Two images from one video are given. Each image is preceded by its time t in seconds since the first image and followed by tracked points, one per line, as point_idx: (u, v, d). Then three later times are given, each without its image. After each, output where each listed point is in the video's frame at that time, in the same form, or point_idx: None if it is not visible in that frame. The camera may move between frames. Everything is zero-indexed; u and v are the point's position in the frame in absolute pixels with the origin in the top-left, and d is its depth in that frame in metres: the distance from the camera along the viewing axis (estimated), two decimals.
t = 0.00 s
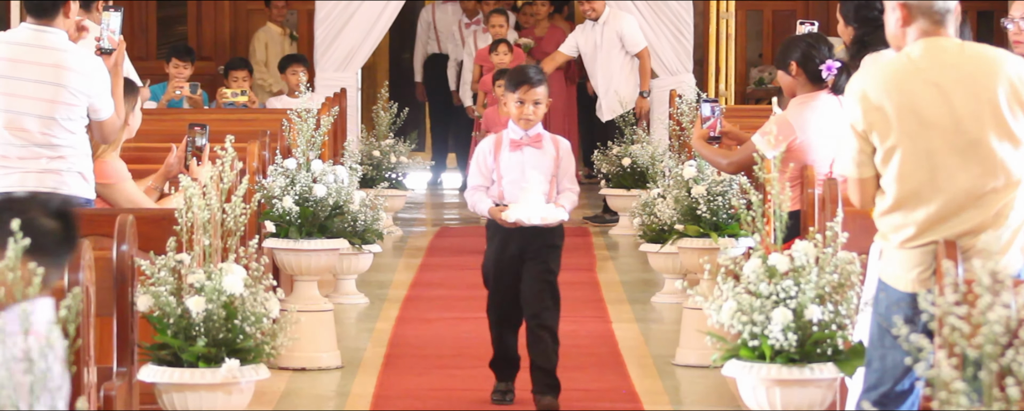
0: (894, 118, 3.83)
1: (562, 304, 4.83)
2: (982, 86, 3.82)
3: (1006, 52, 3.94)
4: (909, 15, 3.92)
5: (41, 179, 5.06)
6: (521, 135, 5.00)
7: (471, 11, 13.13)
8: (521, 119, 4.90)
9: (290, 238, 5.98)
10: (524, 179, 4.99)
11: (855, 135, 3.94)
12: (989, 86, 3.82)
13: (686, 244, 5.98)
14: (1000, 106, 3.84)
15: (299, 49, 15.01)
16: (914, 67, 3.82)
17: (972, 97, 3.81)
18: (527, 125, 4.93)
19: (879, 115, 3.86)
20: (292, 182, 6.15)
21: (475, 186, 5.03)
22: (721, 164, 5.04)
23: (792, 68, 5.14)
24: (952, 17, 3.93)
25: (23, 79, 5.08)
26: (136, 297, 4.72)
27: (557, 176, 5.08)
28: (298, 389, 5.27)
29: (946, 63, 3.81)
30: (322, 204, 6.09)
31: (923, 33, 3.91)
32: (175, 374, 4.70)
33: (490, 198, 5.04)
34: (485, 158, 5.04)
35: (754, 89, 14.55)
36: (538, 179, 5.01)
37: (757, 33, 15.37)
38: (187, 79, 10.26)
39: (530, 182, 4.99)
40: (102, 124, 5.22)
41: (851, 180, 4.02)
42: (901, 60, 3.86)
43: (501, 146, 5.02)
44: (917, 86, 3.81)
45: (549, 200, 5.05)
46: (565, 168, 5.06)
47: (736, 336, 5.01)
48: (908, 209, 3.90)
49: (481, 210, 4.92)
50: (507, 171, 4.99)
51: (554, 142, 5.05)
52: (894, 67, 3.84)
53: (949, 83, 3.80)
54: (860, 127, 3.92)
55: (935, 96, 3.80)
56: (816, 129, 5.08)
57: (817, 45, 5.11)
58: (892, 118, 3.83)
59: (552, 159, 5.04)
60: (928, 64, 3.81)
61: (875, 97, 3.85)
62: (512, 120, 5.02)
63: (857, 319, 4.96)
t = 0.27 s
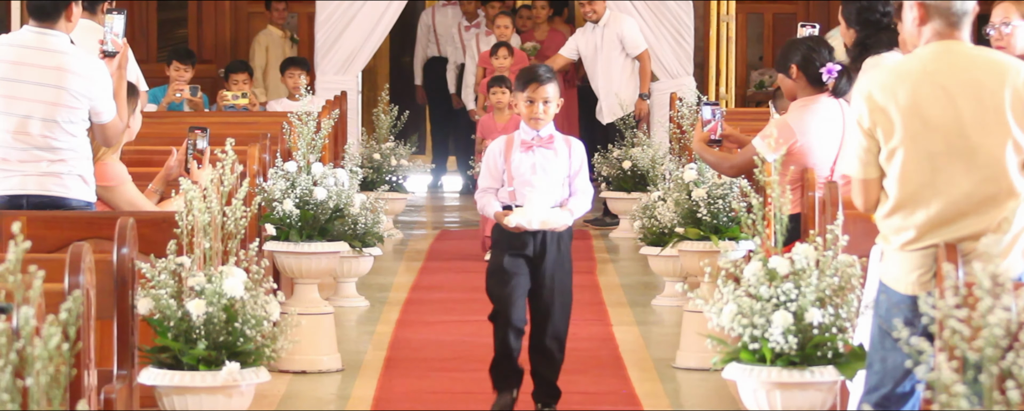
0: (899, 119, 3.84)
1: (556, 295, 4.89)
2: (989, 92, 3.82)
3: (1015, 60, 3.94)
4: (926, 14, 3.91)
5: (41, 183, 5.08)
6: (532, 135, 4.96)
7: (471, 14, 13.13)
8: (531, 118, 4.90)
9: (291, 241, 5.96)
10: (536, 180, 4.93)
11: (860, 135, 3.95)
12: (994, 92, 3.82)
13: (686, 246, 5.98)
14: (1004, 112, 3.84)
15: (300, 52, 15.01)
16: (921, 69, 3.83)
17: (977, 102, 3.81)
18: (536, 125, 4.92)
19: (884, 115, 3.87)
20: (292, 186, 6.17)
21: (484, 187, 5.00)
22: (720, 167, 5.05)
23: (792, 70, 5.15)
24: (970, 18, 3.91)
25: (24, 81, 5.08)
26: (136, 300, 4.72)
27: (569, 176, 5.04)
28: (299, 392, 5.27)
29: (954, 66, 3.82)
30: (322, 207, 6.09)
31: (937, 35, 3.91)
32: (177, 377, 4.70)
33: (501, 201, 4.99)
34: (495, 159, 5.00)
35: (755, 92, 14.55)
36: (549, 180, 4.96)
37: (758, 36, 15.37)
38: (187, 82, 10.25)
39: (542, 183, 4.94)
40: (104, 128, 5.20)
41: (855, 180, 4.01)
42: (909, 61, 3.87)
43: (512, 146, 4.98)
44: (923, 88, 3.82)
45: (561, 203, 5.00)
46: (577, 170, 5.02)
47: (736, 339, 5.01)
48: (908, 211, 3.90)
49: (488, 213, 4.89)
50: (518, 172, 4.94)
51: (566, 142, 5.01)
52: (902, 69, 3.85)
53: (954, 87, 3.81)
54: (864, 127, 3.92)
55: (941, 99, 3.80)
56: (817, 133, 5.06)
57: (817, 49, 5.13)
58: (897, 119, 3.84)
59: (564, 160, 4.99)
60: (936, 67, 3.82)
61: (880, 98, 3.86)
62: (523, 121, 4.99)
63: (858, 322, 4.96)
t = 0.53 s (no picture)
0: (903, 120, 3.84)
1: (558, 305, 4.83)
2: (994, 96, 3.83)
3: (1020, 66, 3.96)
4: (935, 16, 3.92)
5: (41, 185, 5.08)
6: (524, 146, 4.92)
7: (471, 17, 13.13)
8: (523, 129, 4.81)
9: (291, 243, 5.96)
10: (529, 191, 4.89)
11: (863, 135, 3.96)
12: (999, 96, 3.84)
13: (685, 249, 5.98)
14: (1008, 117, 3.85)
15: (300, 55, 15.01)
16: (927, 71, 3.84)
17: (981, 106, 3.82)
18: (527, 136, 4.84)
19: (888, 116, 3.87)
20: (293, 188, 6.18)
21: (476, 199, 4.94)
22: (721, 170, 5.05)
23: (792, 73, 5.12)
24: (980, 21, 3.91)
25: (28, 83, 5.07)
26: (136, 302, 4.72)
27: (563, 188, 4.99)
28: (299, 395, 5.27)
29: (960, 69, 3.83)
30: (322, 210, 6.11)
31: (947, 37, 3.91)
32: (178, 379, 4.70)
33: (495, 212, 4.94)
34: (487, 170, 4.95)
35: (755, 95, 14.55)
36: (543, 191, 4.92)
37: (758, 38, 15.37)
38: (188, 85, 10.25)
39: (536, 193, 4.90)
40: (106, 130, 5.19)
41: (859, 181, 4.00)
42: (916, 63, 3.88)
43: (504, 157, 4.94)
44: (929, 90, 3.82)
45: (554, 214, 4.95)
46: (570, 181, 4.98)
47: (737, 342, 5.01)
48: (910, 212, 3.90)
49: (480, 225, 4.82)
50: (511, 182, 4.90)
51: (559, 153, 4.98)
52: (909, 70, 3.86)
53: (959, 90, 3.82)
54: (868, 127, 3.93)
55: (945, 102, 3.81)
56: (816, 136, 5.06)
57: (817, 51, 5.08)
58: (902, 120, 3.84)
59: (557, 170, 4.95)
60: (942, 69, 3.83)
61: (886, 98, 3.87)
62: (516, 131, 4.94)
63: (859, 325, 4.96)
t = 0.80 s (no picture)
0: (906, 120, 3.84)
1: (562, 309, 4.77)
2: (997, 98, 3.85)
3: None
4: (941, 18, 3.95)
5: (42, 187, 5.09)
6: (520, 147, 4.88)
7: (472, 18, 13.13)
8: (521, 133, 4.77)
9: (291, 245, 5.97)
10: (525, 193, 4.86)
11: (865, 134, 3.96)
12: (1003, 99, 3.85)
13: (686, 251, 5.97)
14: (1011, 120, 3.86)
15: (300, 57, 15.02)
16: (932, 72, 3.85)
17: (984, 108, 3.84)
18: (524, 139, 4.80)
19: (892, 115, 3.88)
20: (293, 190, 6.18)
21: (472, 199, 4.91)
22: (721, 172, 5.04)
23: (789, 77, 5.11)
24: (986, 22, 3.92)
25: (32, 84, 5.06)
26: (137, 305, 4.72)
27: (558, 189, 4.97)
28: (300, 396, 5.27)
29: (964, 71, 3.84)
30: (323, 212, 6.10)
31: (955, 39, 3.92)
32: (179, 382, 4.70)
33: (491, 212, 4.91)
34: (483, 171, 4.91)
35: (755, 97, 14.55)
36: (538, 193, 4.90)
37: (758, 41, 15.38)
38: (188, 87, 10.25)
39: (531, 194, 4.88)
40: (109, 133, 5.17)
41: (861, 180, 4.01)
42: (921, 64, 3.89)
43: (500, 157, 4.90)
44: (933, 91, 3.83)
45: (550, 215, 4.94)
46: (566, 181, 4.96)
47: (737, 344, 5.01)
48: (910, 212, 3.91)
49: (478, 227, 4.79)
50: (506, 184, 4.87)
51: (555, 153, 4.94)
52: (913, 71, 3.87)
53: (963, 92, 3.83)
54: (872, 126, 3.93)
55: (949, 103, 3.82)
56: (817, 138, 5.06)
57: (813, 55, 5.03)
58: (905, 119, 3.85)
59: (553, 171, 4.92)
60: (946, 71, 3.84)
61: (890, 98, 3.87)
62: (511, 132, 4.90)
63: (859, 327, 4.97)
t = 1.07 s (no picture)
0: (909, 120, 3.85)
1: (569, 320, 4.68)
2: (1001, 100, 3.85)
3: None
4: (944, 19, 3.96)
5: (43, 189, 5.08)
6: (535, 155, 4.78)
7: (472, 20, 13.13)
8: (534, 140, 4.68)
9: (292, 247, 5.98)
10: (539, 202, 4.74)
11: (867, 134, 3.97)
12: (1005, 100, 3.85)
13: (686, 252, 5.98)
14: (1014, 121, 3.86)
15: (301, 59, 15.02)
16: (934, 72, 3.86)
17: (986, 109, 3.84)
18: (540, 147, 4.71)
19: (894, 115, 3.88)
20: (294, 191, 6.16)
21: (483, 207, 4.79)
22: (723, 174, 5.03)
23: (789, 79, 5.10)
24: (990, 24, 3.93)
25: (33, 85, 5.05)
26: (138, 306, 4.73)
27: (574, 197, 4.83)
28: (300, 398, 5.27)
29: (967, 72, 3.86)
30: (324, 213, 6.09)
31: (958, 40, 3.93)
32: (179, 383, 4.70)
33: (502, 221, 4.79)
34: (496, 178, 4.80)
35: (755, 99, 14.55)
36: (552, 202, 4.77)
37: (760, 42, 15.38)
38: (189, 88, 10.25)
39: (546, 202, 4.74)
40: (109, 135, 5.19)
41: (863, 179, 4.01)
42: (923, 64, 3.90)
43: (513, 165, 4.80)
44: (935, 91, 3.84)
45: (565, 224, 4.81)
46: (582, 190, 4.83)
47: (738, 345, 5.01)
48: (911, 213, 3.91)
49: (486, 234, 4.69)
50: (520, 192, 4.76)
51: (571, 162, 4.82)
52: (917, 71, 3.88)
53: (965, 93, 3.84)
54: (874, 125, 3.93)
55: (951, 104, 3.83)
56: (817, 140, 5.04)
57: (813, 58, 5.02)
58: (908, 119, 3.85)
59: (569, 180, 4.80)
60: (949, 71, 3.85)
61: (892, 97, 3.88)
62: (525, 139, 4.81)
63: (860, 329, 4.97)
